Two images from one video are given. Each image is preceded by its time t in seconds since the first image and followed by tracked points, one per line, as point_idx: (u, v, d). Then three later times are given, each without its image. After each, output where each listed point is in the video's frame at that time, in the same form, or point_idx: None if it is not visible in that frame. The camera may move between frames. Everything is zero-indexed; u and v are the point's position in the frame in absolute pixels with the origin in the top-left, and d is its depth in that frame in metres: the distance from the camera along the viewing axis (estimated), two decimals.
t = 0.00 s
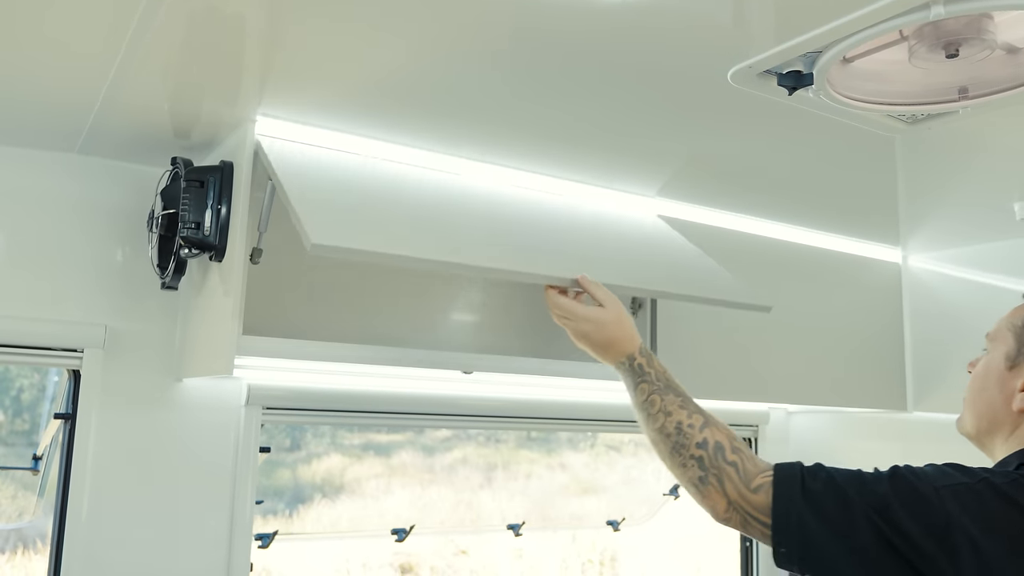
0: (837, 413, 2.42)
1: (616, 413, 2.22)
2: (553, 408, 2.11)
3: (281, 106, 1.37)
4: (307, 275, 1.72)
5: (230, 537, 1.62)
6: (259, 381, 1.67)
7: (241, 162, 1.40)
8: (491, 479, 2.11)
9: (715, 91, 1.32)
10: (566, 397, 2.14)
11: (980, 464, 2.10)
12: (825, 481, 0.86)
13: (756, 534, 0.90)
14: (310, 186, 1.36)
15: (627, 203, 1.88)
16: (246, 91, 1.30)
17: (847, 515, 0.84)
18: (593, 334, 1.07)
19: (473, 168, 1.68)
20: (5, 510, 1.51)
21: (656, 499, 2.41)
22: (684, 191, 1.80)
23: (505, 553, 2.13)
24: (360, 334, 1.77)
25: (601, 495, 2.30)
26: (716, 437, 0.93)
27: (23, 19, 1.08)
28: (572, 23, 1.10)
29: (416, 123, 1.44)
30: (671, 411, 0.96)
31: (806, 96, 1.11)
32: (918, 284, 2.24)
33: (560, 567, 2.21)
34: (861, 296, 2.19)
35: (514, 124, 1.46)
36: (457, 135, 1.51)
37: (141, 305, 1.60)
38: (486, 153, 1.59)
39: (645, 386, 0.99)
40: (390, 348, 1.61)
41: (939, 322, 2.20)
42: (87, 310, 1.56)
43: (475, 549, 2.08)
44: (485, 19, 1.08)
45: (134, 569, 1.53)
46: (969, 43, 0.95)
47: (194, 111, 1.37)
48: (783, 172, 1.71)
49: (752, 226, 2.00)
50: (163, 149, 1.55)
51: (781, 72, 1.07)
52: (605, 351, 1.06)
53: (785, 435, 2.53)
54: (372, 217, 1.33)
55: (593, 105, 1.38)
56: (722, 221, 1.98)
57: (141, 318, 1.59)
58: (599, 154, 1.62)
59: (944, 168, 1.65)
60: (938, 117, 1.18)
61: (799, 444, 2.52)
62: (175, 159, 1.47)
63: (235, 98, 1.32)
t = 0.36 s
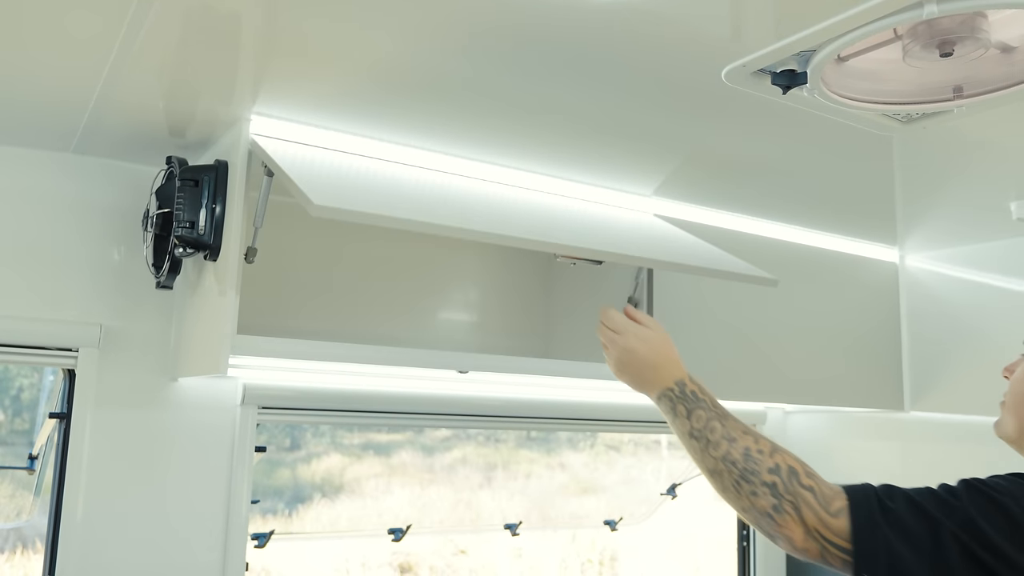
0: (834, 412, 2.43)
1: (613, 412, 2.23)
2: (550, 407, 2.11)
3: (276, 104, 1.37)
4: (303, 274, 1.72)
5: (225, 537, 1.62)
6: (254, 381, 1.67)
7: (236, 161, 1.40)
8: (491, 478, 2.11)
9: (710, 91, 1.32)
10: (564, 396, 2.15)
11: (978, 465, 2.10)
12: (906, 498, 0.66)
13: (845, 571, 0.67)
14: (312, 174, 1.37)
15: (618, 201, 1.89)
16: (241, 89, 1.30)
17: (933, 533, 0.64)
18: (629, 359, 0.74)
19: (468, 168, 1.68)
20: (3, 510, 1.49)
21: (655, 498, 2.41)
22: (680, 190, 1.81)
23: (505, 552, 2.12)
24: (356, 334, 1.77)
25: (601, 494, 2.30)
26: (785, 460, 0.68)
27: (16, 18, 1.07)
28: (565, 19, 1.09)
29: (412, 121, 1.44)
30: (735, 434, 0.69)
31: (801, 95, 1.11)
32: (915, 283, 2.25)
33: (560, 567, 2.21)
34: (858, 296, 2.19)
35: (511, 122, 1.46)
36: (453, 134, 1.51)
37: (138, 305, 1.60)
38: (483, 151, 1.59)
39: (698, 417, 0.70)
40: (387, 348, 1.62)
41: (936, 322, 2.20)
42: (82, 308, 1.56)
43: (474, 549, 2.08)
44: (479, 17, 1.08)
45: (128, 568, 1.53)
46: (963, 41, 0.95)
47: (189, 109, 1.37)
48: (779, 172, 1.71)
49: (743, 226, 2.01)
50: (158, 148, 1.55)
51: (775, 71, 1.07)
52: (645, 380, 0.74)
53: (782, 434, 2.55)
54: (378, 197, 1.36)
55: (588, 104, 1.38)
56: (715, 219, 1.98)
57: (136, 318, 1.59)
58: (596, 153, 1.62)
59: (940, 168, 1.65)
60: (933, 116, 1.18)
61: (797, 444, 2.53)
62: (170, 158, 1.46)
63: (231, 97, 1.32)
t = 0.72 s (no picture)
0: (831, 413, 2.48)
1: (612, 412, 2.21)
2: (549, 407, 2.11)
3: (271, 102, 1.36)
4: (301, 274, 1.72)
5: (222, 537, 1.61)
6: (252, 379, 1.67)
7: (232, 158, 1.39)
8: (491, 478, 2.11)
9: (708, 90, 1.31)
10: (564, 396, 2.14)
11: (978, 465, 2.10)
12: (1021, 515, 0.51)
13: None
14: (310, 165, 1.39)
15: (616, 200, 1.89)
16: (238, 87, 1.29)
17: None
18: (708, 535, 0.65)
19: (466, 168, 1.68)
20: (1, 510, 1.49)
21: (654, 499, 2.39)
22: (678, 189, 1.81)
23: (505, 552, 2.11)
24: (355, 334, 1.77)
25: (601, 494, 2.29)
26: None
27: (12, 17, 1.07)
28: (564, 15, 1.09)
29: (409, 120, 1.44)
30: None
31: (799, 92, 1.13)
32: (913, 283, 2.24)
33: (559, 566, 2.20)
34: (859, 296, 2.17)
35: (508, 121, 1.46)
36: (450, 133, 1.50)
37: (134, 304, 1.60)
38: (482, 149, 1.59)
39: (808, 573, 0.60)
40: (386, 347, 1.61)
41: (935, 320, 2.19)
42: (78, 308, 1.55)
43: (473, 549, 2.07)
44: (476, 16, 1.08)
45: (123, 569, 1.52)
46: (960, 40, 0.95)
47: (186, 108, 1.37)
48: (777, 172, 1.71)
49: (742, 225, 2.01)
50: (155, 148, 1.55)
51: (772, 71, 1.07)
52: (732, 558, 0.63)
53: (780, 435, 2.60)
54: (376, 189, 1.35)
55: (586, 103, 1.38)
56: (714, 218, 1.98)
57: (133, 317, 1.59)
58: (594, 152, 1.62)
59: (939, 168, 1.65)
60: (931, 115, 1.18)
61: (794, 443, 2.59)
62: (166, 157, 1.46)
63: (227, 97, 1.32)
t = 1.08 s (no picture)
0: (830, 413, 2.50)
1: (611, 412, 2.20)
2: (549, 407, 2.11)
3: (269, 100, 1.36)
4: (299, 273, 1.71)
5: (220, 537, 1.61)
6: (251, 380, 1.66)
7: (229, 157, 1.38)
8: (490, 478, 2.11)
9: (706, 88, 1.31)
10: (564, 396, 2.14)
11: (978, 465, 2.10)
12: None
13: None
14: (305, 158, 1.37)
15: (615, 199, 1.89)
16: (236, 86, 1.29)
17: None
18: None
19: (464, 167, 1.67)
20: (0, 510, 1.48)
21: (653, 498, 2.39)
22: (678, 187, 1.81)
23: (504, 552, 2.11)
24: (353, 334, 1.77)
25: (600, 494, 2.29)
26: None
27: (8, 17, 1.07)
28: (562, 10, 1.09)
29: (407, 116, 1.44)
30: None
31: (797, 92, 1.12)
32: (912, 282, 2.25)
33: (559, 566, 2.21)
34: (859, 297, 2.17)
35: (506, 117, 1.45)
36: (448, 129, 1.50)
37: (131, 303, 1.60)
38: (480, 146, 1.59)
39: None
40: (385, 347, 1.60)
41: (933, 321, 2.20)
42: (76, 307, 1.55)
43: (474, 549, 2.07)
44: (473, 12, 1.08)
45: (122, 569, 1.52)
46: (960, 40, 0.94)
47: (183, 108, 1.36)
48: (776, 171, 1.71)
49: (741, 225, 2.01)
50: (153, 147, 1.55)
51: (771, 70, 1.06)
52: None
53: (779, 435, 2.61)
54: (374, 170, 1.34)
55: (584, 100, 1.38)
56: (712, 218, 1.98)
57: (131, 317, 1.59)
58: (592, 149, 1.61)
59: (939, 168, 1.64)
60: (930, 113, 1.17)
61: (792, 442, 2.60)
62: (164, 157, 1.46)
63: (225, 96, 1.31)
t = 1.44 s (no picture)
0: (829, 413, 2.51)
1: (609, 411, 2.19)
2: (549, 408, 2.10)
3: (266, 98, 1.35)
4: (296, 274, 1.71)
5: (217, 538, 1.61)
6: (249, 380, 1.66)
7: (226, 156, 1.38)
8: (491, 478, 2.10)
9: (704, 85, 1.31)
10: (564, 397, 2.13)
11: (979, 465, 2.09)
12: None
13: None
14: (303, 156, 1.36)
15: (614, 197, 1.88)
16: (233, 85, 1.29)
17: None
18: None
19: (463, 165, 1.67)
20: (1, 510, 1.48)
21: (653, 498, 2.39)
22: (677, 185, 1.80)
23: (505, 552, 2.11)
24: (352, 333, 1.76)
25: (601, 494, 2.29)
26: None
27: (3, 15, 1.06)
28: (559, 6, 1.09)
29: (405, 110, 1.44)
30: None
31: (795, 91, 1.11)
32: (912, 282, 2.26)
33: (559, 567, 2.20)
34: (859, 296, 2.16)
35: (503, 113, 1.45)
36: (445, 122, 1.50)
37: (129, 303, 1.59)
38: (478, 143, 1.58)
39: None
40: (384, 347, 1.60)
41: (933, 321, 2.21)
42: (74, 306, 1.55)
43: (474, 549, 2.07)
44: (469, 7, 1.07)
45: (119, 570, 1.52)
46: (958, 38, 0.94)
47: (181, 107, 1.36)
48: (775, 171, 1.71)
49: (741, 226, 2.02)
50: (150, 148, 1.55)
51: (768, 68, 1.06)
52: None
53: (778, 435, 2.61)
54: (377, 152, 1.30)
55: (581, 96, 1.37)
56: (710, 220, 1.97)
57: (128, 317, 1.59)
58: (591, 146, 1.61)
59: (938, 167, 1.64)
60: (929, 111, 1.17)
61: (792, 442, 2.60)
62: (162, 156, 1.46)
63: (222, 95, 1.31)
